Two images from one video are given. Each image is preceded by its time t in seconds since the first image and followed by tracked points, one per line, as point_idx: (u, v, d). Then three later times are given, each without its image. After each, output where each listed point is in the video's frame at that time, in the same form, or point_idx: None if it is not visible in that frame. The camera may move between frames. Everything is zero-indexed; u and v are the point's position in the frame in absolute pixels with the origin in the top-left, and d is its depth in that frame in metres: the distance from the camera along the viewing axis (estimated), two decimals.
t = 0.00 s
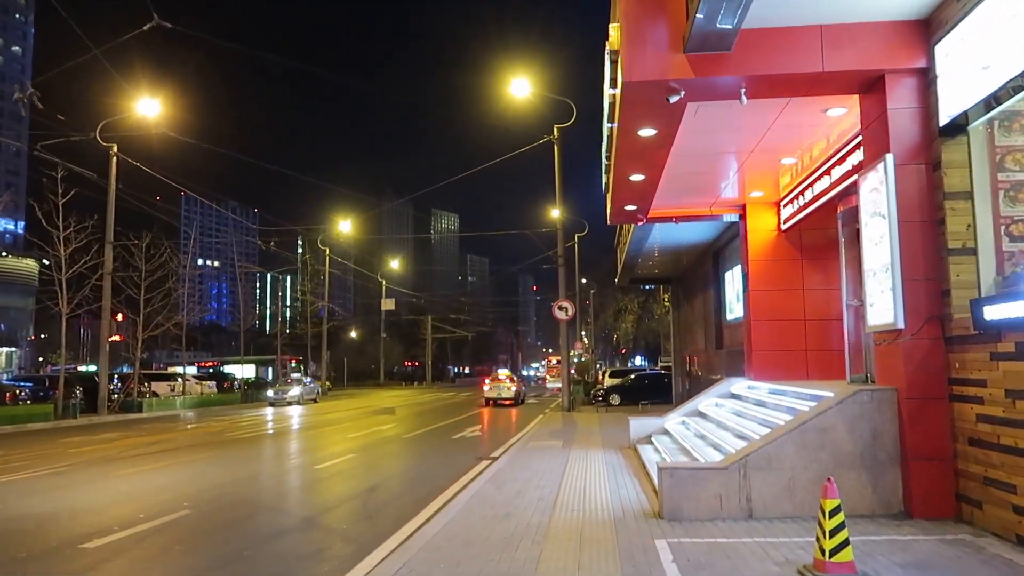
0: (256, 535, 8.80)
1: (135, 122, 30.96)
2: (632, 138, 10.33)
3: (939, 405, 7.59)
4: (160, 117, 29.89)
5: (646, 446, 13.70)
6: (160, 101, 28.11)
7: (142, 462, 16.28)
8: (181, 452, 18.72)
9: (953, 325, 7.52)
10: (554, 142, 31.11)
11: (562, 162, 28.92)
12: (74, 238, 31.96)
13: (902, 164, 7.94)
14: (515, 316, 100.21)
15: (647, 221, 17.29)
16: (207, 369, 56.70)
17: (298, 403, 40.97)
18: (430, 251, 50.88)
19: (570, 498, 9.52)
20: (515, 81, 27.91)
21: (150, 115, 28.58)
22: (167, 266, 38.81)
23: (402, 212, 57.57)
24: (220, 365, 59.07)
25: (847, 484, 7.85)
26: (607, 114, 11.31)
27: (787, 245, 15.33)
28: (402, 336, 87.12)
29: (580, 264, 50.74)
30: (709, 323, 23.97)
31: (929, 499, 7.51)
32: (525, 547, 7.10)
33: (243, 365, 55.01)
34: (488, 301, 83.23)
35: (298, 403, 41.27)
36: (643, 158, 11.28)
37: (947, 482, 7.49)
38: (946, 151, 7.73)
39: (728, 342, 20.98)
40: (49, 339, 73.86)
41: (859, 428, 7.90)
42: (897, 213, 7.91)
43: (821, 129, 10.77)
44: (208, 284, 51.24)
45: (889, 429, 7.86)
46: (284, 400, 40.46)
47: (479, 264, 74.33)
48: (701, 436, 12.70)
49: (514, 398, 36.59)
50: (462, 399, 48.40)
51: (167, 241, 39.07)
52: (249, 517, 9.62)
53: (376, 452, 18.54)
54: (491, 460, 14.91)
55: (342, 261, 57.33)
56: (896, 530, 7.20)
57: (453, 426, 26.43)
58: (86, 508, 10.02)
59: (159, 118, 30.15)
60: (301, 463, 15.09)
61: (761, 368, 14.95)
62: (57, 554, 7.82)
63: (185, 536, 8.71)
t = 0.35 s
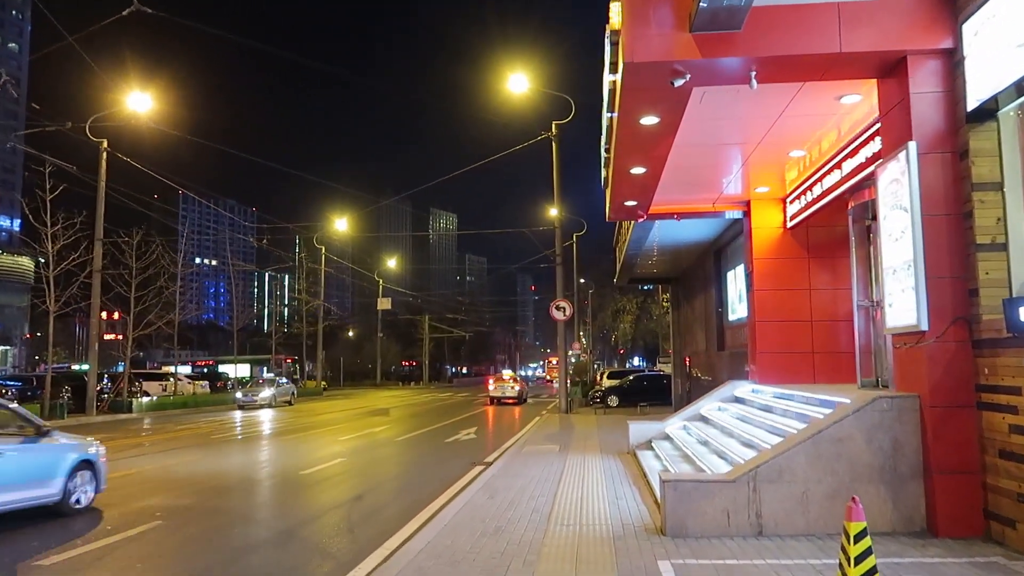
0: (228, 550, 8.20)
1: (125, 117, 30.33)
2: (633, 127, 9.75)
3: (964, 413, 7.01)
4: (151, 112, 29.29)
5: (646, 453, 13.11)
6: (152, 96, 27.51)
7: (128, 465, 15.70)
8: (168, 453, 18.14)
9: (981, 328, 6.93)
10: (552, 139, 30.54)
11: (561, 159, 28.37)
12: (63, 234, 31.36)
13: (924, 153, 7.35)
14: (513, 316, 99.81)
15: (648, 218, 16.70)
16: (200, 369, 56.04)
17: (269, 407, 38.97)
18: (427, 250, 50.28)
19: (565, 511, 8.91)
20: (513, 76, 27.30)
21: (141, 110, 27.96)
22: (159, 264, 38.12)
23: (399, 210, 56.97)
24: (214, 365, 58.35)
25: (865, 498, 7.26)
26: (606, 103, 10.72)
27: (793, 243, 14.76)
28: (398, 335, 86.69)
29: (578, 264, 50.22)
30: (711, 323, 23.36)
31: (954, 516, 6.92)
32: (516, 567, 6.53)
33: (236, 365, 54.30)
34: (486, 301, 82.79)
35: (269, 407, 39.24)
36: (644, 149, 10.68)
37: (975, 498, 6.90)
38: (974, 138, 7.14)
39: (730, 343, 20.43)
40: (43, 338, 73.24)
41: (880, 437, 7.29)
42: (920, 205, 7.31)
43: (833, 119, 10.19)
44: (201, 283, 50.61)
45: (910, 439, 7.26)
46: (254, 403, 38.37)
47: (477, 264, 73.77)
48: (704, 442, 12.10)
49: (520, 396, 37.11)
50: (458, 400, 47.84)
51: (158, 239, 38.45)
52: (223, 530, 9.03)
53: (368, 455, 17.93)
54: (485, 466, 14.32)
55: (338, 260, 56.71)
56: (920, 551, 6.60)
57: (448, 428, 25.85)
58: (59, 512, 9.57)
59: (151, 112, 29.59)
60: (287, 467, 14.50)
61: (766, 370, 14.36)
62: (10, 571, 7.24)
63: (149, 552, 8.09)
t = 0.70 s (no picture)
0: (194, 567, 7.61)
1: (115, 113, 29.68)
2: (633, 112, 9.18)
3: (995, 417, 6.43)
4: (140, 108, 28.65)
5: (647, 456, 12.53)
6: (142, 91, 26.90)
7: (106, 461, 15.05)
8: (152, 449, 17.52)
9: (1013, 324, 6.36)
10: (550, 135, 29.97)
11: (559, 155, 27.80)
12: (50, 232, 30.68)
13: (950, 133, 6.78)
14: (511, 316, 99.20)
15: (649, 212, 16.11)
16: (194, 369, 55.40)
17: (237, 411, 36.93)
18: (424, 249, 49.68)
19: (561, 522, 8.32)
20: (510, 69, 26.66)
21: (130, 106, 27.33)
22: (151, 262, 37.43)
23: (396, 209, 56.34)
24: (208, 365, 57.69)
25: (886, 508, 6.69)
26: (605, 88, 10.14)
27: (800, 238, 14.17)
28: (396, 335, 86.09)
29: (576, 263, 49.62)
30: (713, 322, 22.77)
31: (984, 531, 6.34)
32: None
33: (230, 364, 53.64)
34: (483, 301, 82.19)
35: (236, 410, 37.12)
36: (643, 136, 10.11)
37: (1006, 510, 6.33)
38: (1004, 117, 6.57)
39: (732, 342, 19.87)
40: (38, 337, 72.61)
41: (903, 442, 6.71)
42: (946, 191, 6.73)
43: (845, 103, 9.60)
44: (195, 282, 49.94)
45: (935, 445, 6.68)
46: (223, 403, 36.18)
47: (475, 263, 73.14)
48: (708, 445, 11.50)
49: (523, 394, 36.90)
50: (454, 400, 47.23)
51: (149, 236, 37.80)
52: (194, 543, 8.45)
53: (359, 457, 17.35)
54: (479, 470, 13.72)
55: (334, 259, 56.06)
56: (947, 568, 6.03)
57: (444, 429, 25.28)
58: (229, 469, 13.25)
59: (142, 107, 29.00)
60: (274, 469, 13.92)
61: (770, 370, 13.78)
62: None
63: (108, 569, 7.50)
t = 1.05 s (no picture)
0: None
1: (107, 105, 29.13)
2: (638, 102, 8.65)
3: None
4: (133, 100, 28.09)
5: (648, 465, 11.98)
6: (136, 84, 26.37)
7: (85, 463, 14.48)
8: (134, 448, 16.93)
9: None
10: (550, 133, 29.44)
11: (559, 153, 27.26)
12: (40, 226, 30.12)
13: (985, 122, 6.23)
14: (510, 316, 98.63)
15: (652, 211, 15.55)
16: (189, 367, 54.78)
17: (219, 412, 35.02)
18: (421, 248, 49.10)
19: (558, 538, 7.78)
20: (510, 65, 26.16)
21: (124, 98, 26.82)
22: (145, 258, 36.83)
23: (394, 206, 55.77)
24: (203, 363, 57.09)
25: (913, 530, 6.15)
26: (608, 77, 9.62)
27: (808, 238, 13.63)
28: (394, 334, 85.51)
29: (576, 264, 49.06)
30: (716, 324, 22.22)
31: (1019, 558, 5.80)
32: None
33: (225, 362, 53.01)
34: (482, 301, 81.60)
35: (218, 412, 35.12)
36: (648, 128, 9.57)
37: None
38: None
39: (735, 345, 19.32)
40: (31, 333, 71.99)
41: (931, 460, 6.16)
42: (980, 185, 6.19)
43: (862, 94, 9.06)
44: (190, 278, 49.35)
45: (966, 464, 6.13)
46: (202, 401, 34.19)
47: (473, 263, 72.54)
48: (712, 455, 10.95)
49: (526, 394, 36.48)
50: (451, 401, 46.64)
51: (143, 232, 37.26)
52: (165, 555, 7.92)
53: (351, 460, 16.81)
54: (473, 477, 13.15)
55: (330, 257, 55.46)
56: None
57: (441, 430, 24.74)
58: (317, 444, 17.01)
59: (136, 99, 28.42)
60: (259, 473, 13.33)
61: (777, 376, 13.23)
62: None
63: None
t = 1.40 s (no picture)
0: None
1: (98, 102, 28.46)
2: (643, 83, 8.06)
3: None
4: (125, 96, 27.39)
5: (652, 470, 11.39)
6: (127, 80, 25.70)
7: (63, 469, 13.83)
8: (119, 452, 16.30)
9: None
10: (550, 128, 28.81)
11: (559, 148, 26.64)
12: (29, 225, 29.45)
13: None
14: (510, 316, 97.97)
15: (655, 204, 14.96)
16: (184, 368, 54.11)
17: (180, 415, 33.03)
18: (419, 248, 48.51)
19: (558, 551, 7.20)
20: (509, 59, 25.54)
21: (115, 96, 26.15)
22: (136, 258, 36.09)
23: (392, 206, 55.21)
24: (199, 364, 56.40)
25: (950, 547, 5.56)
26: (610, 59, 9.03)
27: (818, 232, 13.04)
28: (392, 334, 84.86)
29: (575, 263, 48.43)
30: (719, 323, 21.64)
31: None
32: None
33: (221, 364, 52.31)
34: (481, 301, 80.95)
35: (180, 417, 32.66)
36: (653, 111, 8.97)
37: None
38: None
39: (740, 344, 18.75)
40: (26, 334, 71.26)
41: (969, 469, 5.56)
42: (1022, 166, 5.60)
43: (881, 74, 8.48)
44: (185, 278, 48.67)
45: (1007, 473, 5.54)
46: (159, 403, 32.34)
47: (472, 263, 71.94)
48: (721, 459, 10.35)
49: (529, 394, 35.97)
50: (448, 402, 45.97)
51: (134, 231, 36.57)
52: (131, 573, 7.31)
53: (342, 464, 16.18)
54: (468, 482, 12.54)
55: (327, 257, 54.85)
56: None
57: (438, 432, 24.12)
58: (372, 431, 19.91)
59: (127, 96, 27.75)
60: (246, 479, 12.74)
61: (785, 376, 12.66)
62: None
63: None
